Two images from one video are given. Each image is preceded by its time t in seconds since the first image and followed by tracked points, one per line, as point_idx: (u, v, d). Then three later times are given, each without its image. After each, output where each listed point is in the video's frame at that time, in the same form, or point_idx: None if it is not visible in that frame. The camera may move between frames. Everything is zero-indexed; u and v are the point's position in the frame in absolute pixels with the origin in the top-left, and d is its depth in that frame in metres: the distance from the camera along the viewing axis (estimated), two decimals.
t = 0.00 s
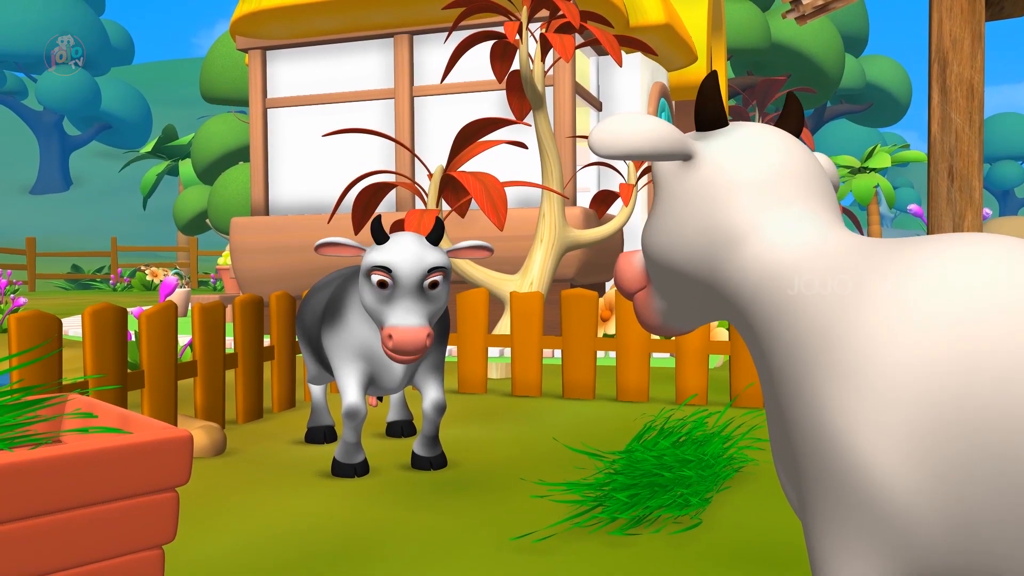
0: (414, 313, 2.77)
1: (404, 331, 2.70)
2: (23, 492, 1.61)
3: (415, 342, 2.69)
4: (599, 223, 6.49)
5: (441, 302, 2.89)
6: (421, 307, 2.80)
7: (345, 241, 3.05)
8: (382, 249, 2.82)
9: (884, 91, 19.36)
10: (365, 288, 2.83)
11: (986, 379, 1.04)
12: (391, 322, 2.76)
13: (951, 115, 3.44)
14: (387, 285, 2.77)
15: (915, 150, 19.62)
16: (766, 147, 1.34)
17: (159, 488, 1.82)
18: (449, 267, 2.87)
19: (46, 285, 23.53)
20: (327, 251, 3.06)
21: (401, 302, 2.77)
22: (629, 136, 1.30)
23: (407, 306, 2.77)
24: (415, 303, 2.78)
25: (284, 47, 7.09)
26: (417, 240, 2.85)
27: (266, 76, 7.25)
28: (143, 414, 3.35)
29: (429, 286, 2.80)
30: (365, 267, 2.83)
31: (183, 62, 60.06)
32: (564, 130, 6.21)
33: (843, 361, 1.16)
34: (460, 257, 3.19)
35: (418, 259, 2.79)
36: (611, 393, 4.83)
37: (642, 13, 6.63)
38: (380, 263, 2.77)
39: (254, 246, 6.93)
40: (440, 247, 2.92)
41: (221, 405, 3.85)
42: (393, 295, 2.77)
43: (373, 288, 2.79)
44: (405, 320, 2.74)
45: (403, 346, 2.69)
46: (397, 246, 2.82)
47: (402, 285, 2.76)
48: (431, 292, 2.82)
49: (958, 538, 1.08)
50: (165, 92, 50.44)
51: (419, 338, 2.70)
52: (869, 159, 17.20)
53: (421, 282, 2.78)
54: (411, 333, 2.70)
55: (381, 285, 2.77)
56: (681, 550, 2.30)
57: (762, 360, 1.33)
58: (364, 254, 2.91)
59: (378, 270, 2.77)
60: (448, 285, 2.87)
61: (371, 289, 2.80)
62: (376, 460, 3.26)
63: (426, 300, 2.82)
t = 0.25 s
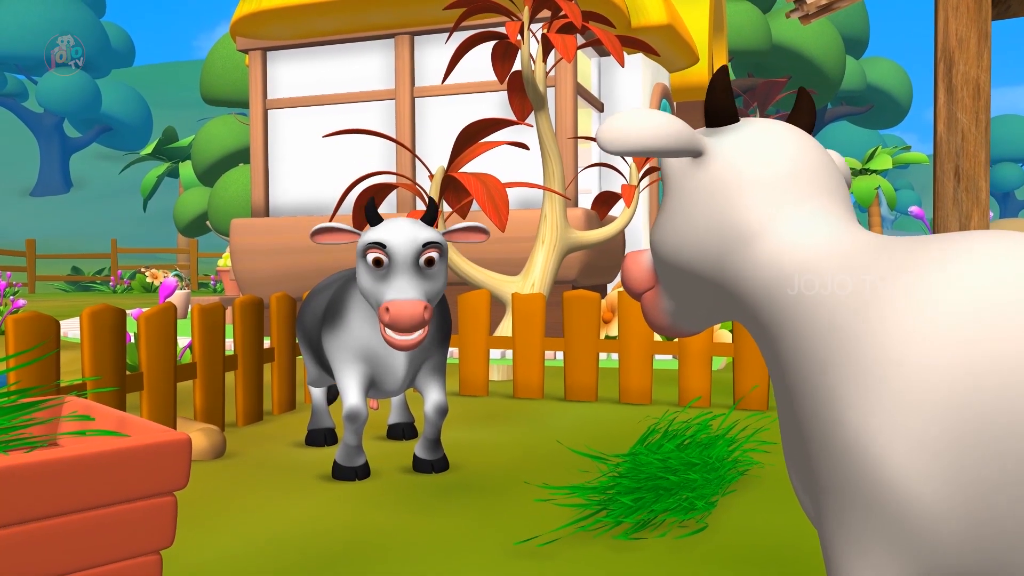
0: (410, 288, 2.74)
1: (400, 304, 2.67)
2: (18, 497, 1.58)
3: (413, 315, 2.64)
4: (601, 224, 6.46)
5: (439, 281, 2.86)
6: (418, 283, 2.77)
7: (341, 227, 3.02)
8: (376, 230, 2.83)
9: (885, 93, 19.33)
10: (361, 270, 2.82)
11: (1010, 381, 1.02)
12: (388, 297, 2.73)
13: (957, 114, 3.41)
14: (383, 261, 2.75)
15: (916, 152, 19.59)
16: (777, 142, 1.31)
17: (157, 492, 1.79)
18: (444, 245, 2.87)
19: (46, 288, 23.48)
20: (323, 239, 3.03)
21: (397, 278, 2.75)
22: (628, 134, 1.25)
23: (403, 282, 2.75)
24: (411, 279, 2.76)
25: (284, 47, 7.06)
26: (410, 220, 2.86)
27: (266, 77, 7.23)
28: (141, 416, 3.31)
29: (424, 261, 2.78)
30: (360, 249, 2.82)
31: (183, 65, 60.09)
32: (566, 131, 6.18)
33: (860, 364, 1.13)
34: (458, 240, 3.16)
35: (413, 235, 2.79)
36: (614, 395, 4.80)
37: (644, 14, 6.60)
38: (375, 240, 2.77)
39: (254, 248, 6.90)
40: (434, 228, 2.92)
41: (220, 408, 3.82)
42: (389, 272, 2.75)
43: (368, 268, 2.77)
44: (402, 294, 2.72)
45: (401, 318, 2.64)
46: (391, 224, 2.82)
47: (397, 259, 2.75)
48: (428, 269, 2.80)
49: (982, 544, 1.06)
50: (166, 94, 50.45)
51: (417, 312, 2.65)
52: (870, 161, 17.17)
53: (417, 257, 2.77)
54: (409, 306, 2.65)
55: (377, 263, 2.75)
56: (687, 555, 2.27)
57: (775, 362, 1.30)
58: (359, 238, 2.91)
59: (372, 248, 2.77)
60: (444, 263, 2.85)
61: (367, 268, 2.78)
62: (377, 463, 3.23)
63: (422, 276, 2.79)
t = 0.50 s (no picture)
0: (403, 259, 2.76)
1: (392, 272, 2.68)
2: (12, 501, 1.54)
3: (405, 281, 2.65)
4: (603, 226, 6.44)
5: (435, 257, 2.87)
6: (412, 256, 2.79)
7: (334, 215, 3.00)
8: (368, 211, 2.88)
9: (886, 95, 19.31)
10: (355, 251, 2.85)
11: None
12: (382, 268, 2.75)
13: (963, 114, 3.38)
14: (375, 238, 2.79)
15: (917, 154, 19.55)
16: (789, 138, 1.29)
17: (156, 496, 1.76)
18: (436, 221, 2.89)
19: (46, 289, 23.45)
20: (316, 229, 3.01)
21: (390, 252, 2.78)
22: (656, 125, 1.23)
23: (395, 255, 2.77)
24: (403, 252, 2.78)
25: (284, 48, 7.04)
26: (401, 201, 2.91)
27: (267, 78, 7.20)
28: (140, 418, 3.28)
29: (416, 235, 2.81)
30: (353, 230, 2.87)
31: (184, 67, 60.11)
32: (567, 131, 6.15)
33: (880, 364, 1.11)
34: (452, 223, 3.13)
35: (403, 212, 2.83)
36: (617, 397, 4.76)
37: (646, 15, 6.58)
38: (366, 219, 2.81)
39: (254, 249, 6.87)
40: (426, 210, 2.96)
41: (220, 410, 3.79)
42: (382, 247, 2.78)
43: (361, 245, 2.80)
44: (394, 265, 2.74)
45: (392, 284, 2.65)
46: (383, 205, 2.87)
47: (389, 233, 2.78)
48: (421, 243, 2.82)
49: (1007, 549, 1.04)
50: (166, 96, 50.45)
51: (409, 278, 2.66)
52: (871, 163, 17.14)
53: (408, 231, 2.80)
54: (401, 273, 2.67)
55: (369, 240, 2.79)
56: (694, 559, 2.24)
57: (788, 363, 1.28)
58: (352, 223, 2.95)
59: (364, 226, 2.81)
60: (438, 239, 2.87)
61: (360, 247, 2.81)
62: (378, 466, 3.19)
63: (415, 250, 2.81)
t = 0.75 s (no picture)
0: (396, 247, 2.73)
1: (383, 256, 2.64)
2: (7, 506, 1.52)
3: (396, 264, 2.61)
4: (605, 227, 6.40)
5: (430, 248, 2.84)
6: (405, 245, 2.76)
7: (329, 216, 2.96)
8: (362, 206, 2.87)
9: (887, 97, 19.28)
10: (350, 245, 2.83)
11: None
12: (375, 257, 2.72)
13: (969, 113, 3.35)
14: (368, 230, 2.77)
15: (918, 156, 19.52)
16: (801, 133, 1.26)
17: (153, 500, 1.73)
18: (430, 213, 2.87)
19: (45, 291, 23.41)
20: (311, 231, 2.96)
21: (384, 243, 2.75)
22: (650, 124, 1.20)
23: (389, 245, 2.75)
24: (397, 242, 2.76)
25: (284, 49, 7.02)
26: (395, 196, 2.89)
27: (267, 79, 7.18)
28: (139, 421, 3.25)
29: (408, 225, 2.78)
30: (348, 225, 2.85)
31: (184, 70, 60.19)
32: (568, 132, 6.12)
33: (902, 365, 1.09)
34: (447, 217, 3.09)
35: (396, 204, 2.81)
36: (619, 400, 4.73)
37: (648, 15, 6.55)
38: (359, 213, 2.80)
39: (254, 251, 6.84)
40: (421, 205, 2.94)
41: (220, 412, 3.76)
42: (375, 239, 2.77)
43: (355, 238, 2.79)
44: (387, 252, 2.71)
45: (383, 269, 2.61)
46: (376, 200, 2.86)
47: (381, 224, 2.76)
48: (415, 233, 2.79)
49: None
50: (166, 98, 50.47)
51: (401, 262, 2.61)
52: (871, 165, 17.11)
53: (401, 221, 2.78)
54: (392, 258, 2.62)
55: (362, 233, 2.77)
56: (700, 564, 2.20)
57: (803, 364, 1.26)
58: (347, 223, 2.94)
59: (358, 219, 2.79)
60: (432, 231, 2.84)
61: (354, 240, 2.80)
62: (379, 469, 3.16)
63: (408, 240, 2.78)
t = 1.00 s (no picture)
0: (393, 264, 2.69)
1: (380, 279, 2.61)
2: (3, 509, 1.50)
3: (392, 288, 2.58)
4: (606, 228, 6.38)
5: (427, 258, 2.79)
6: (402, 259, 2.72)
7: (326, 225, 2.93)
8: (357, 216, 2.81)
9: (888, 99, 19.26)
10: (347, 258, 2.79)
11: None
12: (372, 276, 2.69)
13: (975, 113, 3.33)
14: (363, 244, 2.73)
15: (920, 158, 19.48)
16: (812, 128, 1.23)
17: (150, 504, 1.71)
18: (426, 221, 2.81)
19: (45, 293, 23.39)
20: (309, 241, 2.94)
21: (380, 258, 2.71)
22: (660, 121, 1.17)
23: (387, 260, 2.71)
24: (394, 256, 2.72)
25: (284, 50, 7.00)
26: (390, 204, 2.83)
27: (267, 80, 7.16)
28: (138, 423, 3.22)
29: (405, 238, 2.73)
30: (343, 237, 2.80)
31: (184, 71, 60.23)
32: (570, 133, 6.10)
33: (918, 366, 1.06)
34: (445, 220, 3.06)
35: (390, 214, 2.75)
36: (621, 401, 4.70)
37: (649, 16, 6.53)
38: (353, 225, 2.75)
39: (254, 252, 6.82)
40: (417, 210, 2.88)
41: (219, 414, 3.73)
42: (371, 254, 2.72)
43: (352, 253, 2.75)
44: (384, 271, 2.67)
45: (380, 294, 2.58)
46: (371, 208, 2.80)
47: (377, 238, 2.71)
48: (411, 245, 2.74)
49: None
50: (167, 100, 50.49)
51: (396, 285, 2.59)
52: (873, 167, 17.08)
53: (397, 234, 2.72)
54: (388, 280, 2.60)
55: (358, 247, 2.73)
56: (704, 567, 2.18)
57: (815, 364, 1.23)
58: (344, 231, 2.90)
59: (353, 232, 2.74)
60: (429, 241, 2.78)
61: (350, 254, 2.76)
62: (379, 471, 3.13)
63: (405, 253, 2.74)
